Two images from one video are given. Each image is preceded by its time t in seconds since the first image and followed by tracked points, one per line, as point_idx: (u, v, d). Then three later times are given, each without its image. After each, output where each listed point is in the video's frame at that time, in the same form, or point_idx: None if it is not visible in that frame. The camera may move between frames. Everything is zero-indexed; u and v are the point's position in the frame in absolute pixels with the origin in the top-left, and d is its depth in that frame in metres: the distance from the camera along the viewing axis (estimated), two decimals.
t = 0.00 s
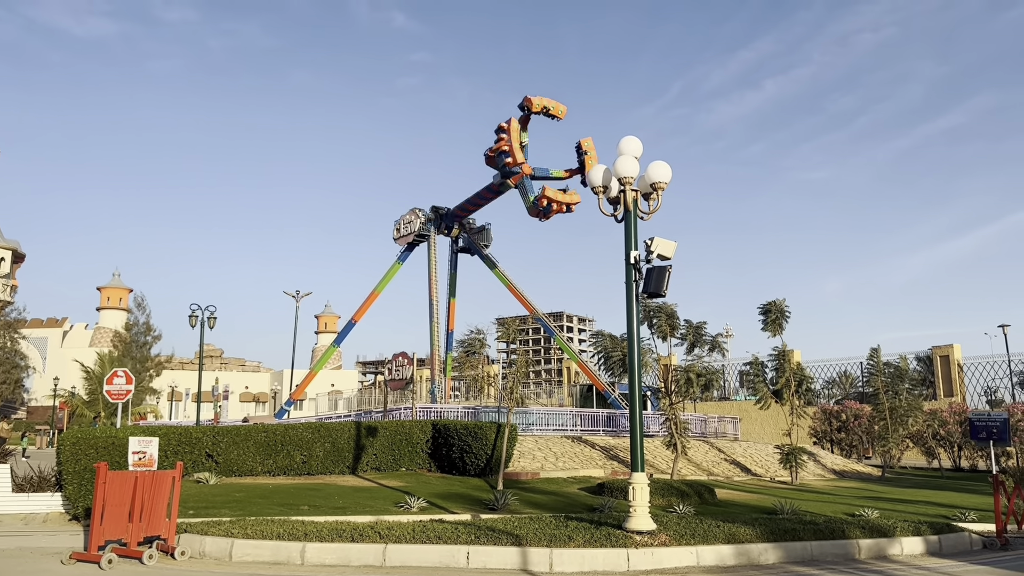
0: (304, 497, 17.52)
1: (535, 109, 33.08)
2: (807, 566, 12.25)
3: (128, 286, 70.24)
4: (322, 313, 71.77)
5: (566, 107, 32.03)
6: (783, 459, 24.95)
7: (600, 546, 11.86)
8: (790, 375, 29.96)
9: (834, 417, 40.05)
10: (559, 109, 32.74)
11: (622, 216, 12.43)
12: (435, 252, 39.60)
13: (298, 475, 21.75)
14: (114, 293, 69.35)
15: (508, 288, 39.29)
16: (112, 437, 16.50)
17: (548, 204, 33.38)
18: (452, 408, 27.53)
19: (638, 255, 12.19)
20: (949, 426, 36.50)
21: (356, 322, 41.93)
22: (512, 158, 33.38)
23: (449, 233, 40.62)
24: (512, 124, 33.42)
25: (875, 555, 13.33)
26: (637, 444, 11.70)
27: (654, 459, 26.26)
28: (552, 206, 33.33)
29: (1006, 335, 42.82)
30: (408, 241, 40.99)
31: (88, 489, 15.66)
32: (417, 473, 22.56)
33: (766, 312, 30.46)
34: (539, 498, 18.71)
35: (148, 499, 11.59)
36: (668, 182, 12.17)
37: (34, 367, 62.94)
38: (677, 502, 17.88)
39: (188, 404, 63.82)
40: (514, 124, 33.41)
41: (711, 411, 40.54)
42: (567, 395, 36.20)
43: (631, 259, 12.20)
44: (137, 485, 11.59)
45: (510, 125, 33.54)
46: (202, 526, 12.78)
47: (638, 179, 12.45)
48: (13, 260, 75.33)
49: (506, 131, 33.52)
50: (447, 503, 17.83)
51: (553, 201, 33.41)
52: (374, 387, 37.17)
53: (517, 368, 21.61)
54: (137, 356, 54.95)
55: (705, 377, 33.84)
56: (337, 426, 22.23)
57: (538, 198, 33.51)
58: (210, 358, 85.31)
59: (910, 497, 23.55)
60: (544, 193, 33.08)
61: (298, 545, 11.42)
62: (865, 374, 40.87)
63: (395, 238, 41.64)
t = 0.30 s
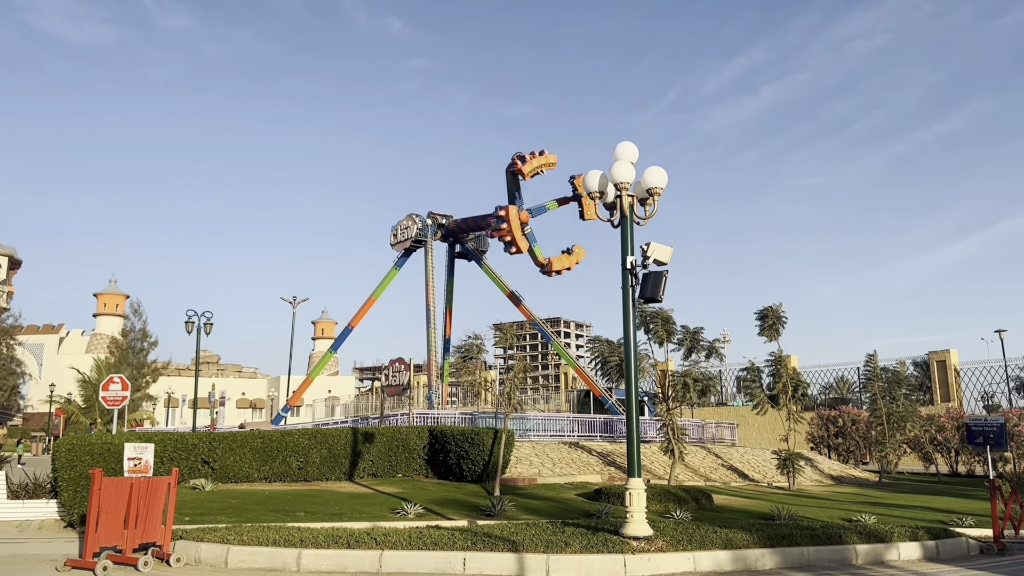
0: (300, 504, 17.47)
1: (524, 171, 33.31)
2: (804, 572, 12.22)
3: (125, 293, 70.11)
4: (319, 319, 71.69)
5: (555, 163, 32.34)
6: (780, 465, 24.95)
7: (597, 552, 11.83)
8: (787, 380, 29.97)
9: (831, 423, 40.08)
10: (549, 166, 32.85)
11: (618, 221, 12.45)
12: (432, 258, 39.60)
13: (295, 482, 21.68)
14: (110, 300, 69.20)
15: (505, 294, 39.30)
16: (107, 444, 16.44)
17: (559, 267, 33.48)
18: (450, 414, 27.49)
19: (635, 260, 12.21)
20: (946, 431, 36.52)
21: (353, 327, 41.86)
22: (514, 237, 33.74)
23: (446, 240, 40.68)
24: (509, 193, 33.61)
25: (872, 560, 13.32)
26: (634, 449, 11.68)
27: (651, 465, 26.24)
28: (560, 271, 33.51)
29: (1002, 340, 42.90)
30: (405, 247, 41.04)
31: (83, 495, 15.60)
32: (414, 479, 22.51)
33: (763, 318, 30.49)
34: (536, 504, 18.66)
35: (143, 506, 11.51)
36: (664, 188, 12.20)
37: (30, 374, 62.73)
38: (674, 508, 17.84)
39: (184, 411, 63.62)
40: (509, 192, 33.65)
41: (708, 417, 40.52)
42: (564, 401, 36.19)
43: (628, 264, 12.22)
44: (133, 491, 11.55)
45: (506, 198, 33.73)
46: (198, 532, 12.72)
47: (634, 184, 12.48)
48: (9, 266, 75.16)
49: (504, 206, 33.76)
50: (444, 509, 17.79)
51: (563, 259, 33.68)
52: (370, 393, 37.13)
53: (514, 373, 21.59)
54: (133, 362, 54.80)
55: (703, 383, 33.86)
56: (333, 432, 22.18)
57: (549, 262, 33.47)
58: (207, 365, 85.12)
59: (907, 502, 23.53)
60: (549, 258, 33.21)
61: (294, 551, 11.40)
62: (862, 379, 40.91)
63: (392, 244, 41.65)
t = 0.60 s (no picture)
0: (301, 509, 17.43)
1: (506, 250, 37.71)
2: None
3: (126, 299, 70.21)
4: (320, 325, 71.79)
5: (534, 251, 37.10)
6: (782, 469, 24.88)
7: (598, 557, 11.80)
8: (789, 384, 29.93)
9: (833, 427, 40.01)
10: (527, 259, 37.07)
11: (619, 225, 12.47)
12: (434, 263, 39.63)
13: (296, 487, 21.66)
14: (111, 306, 69.27)
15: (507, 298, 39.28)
16: (108, 450, 16.43)
17: (548, 337, 35.98)
18: (451, 419, 27.47)
19: (636, 265, 12.22)
20: (949, 436, 36.43)
21: (354, 333, 41.92)
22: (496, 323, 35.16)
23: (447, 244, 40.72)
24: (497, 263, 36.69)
25: (874, 565, 13.27)
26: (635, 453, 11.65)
27: (653, 470, 26.19)
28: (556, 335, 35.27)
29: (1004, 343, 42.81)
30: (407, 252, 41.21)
31: (85, 502, 15.61)
32: (415, 485, 22.47)
33: (764, 322, 30.47)
34: (537, 509, 18.61)
35: (144, 512, 11.53)
36: (664, 193, 12.23)
37: (31, 381, 62.75)
38: (676, 513, 17.80)
39: (186, 417, 63.64)
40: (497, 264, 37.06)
41: (709, 422, 40.47)
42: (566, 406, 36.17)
43: (628, 269, 12.23)
44: (133, 497, 11.54)
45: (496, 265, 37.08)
46: (198, 538, 12.70)
47: (635, 189, 12.49)
48: (11, 273, 75.29)
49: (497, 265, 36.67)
50: (445, 514, 17.76)
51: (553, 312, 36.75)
52: (372, 399, 37.12)
53: (515, 379, 21.54)
54: (135, 368, 54.84)
55: (704, 388, 33.83)
56: (334, 437, 22.17)
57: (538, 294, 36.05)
58: (208, 370, 85.10)
59: (910, 507, 23.45)
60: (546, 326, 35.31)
61: (295, 557, 11.37)
62: (864, 384, 40.82)
63: (393, 249, 41.70)
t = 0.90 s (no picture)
0: (306, 515, 17.43)
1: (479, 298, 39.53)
2: None
3: (132, 304, 70.42)
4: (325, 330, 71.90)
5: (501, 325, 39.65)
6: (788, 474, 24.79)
7: (603, 562, 11.77)
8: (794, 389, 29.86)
9: (839, 432, 39.86)
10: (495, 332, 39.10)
11: (623, 230, 12.48)
12: (438, 269, 39.69)
13: (301, 493, 21.67)
14: (117, 312, 69.51)
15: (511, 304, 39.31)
16: (114, 455, 16.48)
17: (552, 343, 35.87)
18: (456, 425, 27.47)
19: (640, 269, 12.22)
20: (955, 441, 36.28)
21: (359, 338, 42.03)
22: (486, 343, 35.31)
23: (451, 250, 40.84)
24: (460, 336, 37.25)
25: (881, 570, 13.20)
26: (640, 457, 11.63)
27: (658, 475, 26.14)
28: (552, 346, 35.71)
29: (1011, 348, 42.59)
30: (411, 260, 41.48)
31: (90, 507, 15.62)
32: (420, 490, 22.45)
33: (769, 327, 30.42)
34: (542, 515, 18.57)
35: (149, 517, 11.56)
36: (668, 197, 12.23)
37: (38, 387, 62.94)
38: (681, 519, 17.75)
39: (191, 422, 63.77)
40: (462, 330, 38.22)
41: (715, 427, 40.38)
42: (571, 412, 36.16)
43: (633, 273, 12.24)
44: (139, 502, 11.57)
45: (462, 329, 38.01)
46: (203, 543, 12.74)
47: (638, 194, 12.51)
48: (17, 280, 75.64)
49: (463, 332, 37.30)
50: (449, 520, 17.73)
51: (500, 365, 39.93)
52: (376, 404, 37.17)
53: (520, 384, 21.53)
54: (141, 374, 54.98)
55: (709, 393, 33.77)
56: (339, 443, 22.21)
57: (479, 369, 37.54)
58: (213, 376, 85.24)
59: (917, 512, 23.33)
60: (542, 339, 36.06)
61: (299, 563, 11.36)
62: (870, 389, 40.69)
63: (398, 255, 41.79)
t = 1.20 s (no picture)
0: (315, 522, 17.42)
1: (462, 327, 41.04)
2: None
3: (142, 312, 70.75)
4: (334, 337, 72.04)
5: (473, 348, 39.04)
6: (798, 481, 24.63)
7: (612, 570, 11.70)
8: (803, 396, 29.71)
9: (849, 439, 39.59)
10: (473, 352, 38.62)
11: (631, 236, 12.45)
12: (447, 275, 39.74)
13: (309, 500, 21.66)
14: (127, 319, 69.81)
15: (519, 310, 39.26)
16: (123, 462, 16.53)
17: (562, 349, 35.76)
18: (464, 432, 27.44)
19: (648, 276, 12.19)
20: (967, 448, 36.00)
21: (367, 345, 42.06)
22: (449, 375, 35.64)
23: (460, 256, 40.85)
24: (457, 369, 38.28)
25: None
26: (649, 465, 11.58)
27: (667, 483, 26.03)
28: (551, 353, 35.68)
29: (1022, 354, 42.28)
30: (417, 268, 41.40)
31: (100, 514, 15.68)
32: (428, 498, 22.42)
33: (778, 333, 30.29)
34: (551, 522, 18.51)
35: (158, 524, 11.65)
36: (676, 204, 12.21)
37: (48, 394, 63.23)
38: (691, 526, 17.65)
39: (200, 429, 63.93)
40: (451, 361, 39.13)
41: (724, 434, 40.21)
42: (579, 418, 36.11)
43: (641, 280, 12.21)
44: (147, 509, 11.59)
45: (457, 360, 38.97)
46: (212, 551, 12.72)
47: (646, 201, 12.49)
48: (28, 287, 76.16)
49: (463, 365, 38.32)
50: (458, 527, 17.71)
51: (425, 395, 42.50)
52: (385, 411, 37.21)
53: (528, 391, 21.44)
54: (150, 381, 55.17)
55: (719, 399, 33.65)
56: (348, 449, 22.22)
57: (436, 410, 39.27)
58: (222, 383, 85.48)
59: (928, 519, 23.14)
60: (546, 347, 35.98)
61: (307, 570, 11.31)
62: (880, 395, 40.43)
63: (406, 262, 41.85)
